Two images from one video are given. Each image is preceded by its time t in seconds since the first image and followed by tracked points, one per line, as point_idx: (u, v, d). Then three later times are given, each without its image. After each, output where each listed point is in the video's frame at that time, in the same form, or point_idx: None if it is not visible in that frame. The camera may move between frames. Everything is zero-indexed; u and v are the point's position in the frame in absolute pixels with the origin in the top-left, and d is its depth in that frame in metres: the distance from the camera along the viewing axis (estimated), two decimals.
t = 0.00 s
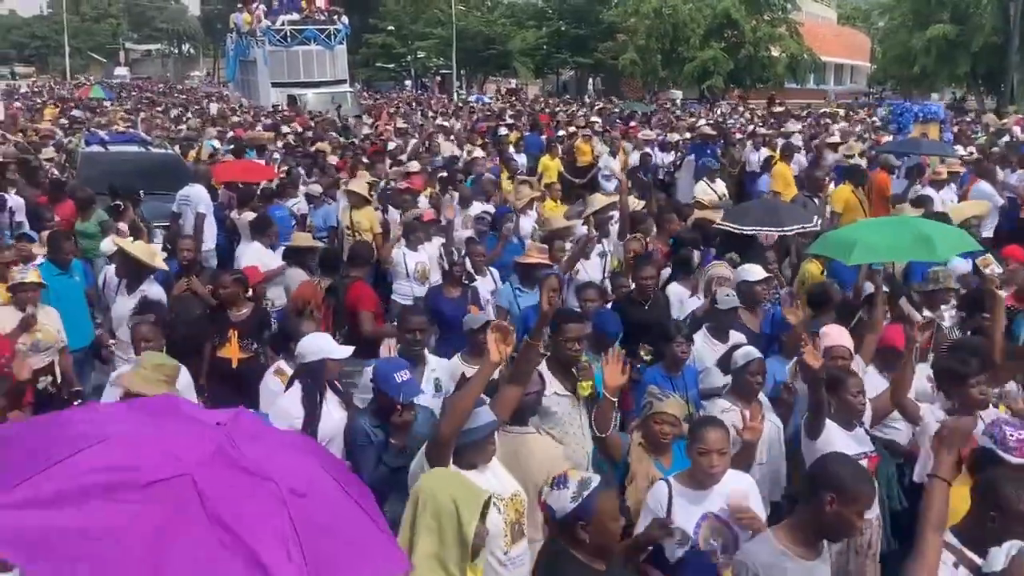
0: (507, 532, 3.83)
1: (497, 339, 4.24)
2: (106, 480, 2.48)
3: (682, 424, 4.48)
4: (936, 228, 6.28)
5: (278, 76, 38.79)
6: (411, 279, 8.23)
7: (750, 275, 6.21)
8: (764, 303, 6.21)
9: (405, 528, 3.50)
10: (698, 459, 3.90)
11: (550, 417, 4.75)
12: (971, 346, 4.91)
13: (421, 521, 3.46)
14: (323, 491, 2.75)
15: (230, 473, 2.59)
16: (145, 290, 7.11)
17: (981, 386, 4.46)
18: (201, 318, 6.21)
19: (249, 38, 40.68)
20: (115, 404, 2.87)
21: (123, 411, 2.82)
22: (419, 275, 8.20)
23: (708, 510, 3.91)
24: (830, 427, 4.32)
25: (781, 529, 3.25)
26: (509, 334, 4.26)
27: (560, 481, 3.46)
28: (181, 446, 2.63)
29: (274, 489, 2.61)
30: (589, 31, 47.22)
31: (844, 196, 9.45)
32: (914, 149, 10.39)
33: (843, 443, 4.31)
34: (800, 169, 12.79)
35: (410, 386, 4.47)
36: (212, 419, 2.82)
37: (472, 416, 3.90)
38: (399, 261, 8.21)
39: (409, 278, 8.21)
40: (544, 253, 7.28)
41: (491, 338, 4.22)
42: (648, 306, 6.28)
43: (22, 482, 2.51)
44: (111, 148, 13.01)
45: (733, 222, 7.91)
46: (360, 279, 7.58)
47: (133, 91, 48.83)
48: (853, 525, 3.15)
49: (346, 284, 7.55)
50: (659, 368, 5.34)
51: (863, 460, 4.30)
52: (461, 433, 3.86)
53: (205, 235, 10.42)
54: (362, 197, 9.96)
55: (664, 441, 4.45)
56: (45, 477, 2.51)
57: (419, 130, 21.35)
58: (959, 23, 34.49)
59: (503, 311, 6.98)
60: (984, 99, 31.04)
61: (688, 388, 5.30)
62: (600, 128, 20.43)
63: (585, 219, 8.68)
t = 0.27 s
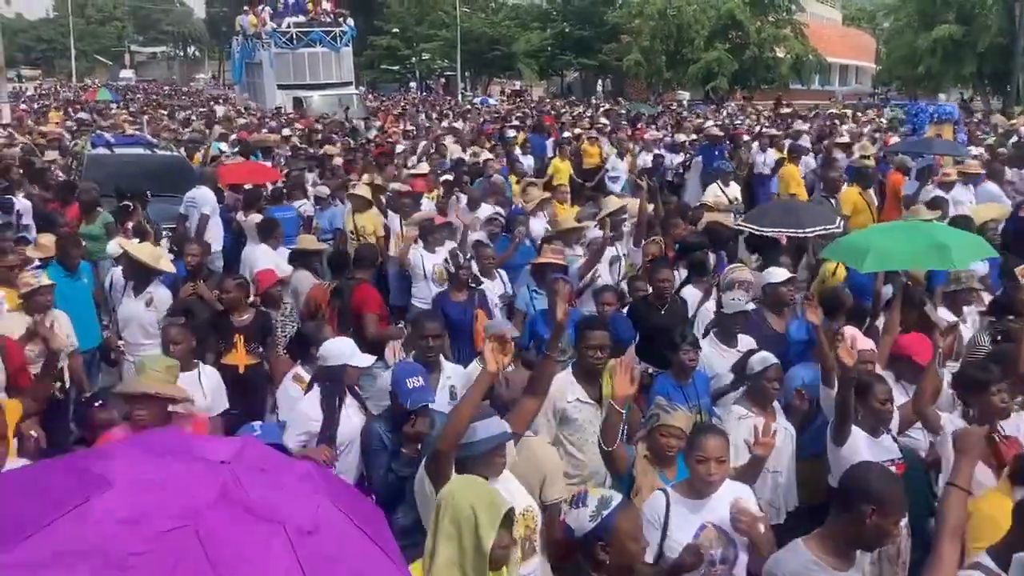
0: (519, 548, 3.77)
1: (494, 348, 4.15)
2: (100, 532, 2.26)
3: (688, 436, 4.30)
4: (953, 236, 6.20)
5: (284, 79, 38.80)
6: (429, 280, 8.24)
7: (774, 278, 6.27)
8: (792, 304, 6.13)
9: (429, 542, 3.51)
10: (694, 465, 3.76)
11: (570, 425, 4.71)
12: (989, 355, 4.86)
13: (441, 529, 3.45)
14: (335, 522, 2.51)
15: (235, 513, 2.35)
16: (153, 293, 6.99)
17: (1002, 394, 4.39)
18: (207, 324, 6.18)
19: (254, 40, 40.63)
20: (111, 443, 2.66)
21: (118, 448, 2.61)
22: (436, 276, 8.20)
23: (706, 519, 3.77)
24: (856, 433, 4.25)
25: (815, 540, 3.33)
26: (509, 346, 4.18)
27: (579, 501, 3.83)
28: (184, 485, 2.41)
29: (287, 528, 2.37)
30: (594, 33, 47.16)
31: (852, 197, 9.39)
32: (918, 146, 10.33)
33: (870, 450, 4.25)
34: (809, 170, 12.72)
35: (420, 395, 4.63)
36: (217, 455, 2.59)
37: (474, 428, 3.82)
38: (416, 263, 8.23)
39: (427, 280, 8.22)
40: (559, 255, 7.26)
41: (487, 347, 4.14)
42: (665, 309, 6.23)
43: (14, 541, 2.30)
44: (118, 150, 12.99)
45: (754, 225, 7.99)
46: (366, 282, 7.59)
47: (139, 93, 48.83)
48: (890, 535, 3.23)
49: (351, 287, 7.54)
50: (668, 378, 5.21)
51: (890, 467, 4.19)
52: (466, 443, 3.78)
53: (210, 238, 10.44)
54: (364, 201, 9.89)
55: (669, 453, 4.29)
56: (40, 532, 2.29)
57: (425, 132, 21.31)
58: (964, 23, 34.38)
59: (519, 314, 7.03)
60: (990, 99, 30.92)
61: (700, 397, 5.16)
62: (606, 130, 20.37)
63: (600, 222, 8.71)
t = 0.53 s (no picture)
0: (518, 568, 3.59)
1: (489, 358, 4.08)
2: (107, 523, 2.41)
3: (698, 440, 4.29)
4: (971, 249, 6.12)
5: (285, 80, 38.76)
6: (440, 283, 8.27)
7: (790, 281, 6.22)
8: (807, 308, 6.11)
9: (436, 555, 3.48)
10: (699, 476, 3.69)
11: (589, 425, 4.69)
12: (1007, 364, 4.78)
13: (448, 547, 3.40)
14: (326, 482, 2.70)
15: (234, 490, 2.52)
16: (153, 295, 6.95)
17: None
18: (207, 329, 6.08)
19: (256, 41, 40.57)
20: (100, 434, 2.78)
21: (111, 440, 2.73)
22: (447, 280, 8.22)
23: (708, 532, 3.73)
24: (877, 440, 4.31)
25: (853, 543, 3.32)
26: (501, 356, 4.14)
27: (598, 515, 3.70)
28: (181, 471, 2.56)
29: (285, 501, 2.54)
30: (594, 33, 47.05)
31: (857, 198, 9.31)
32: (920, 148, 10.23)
33: (887, 454, 4.30)
34: (815, 171, 12.62)
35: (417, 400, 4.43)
36: (209, 434, 2.75)
37: (477, 437, 3.74)
38: (427, 267, 8.27)
39: (438, 283, 8.26)
40: (572, 257, 7.23)
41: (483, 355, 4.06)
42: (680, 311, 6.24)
43: (23, 540, 2.43)
44: (119, 151, 12.94)
45: (772, 226, 7.80)
46: (366, 283, 7.49)
47: (140, 95, 48.86)
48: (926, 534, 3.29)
49: (351, 289, 7.43)
50: (671, 384, 5.13)
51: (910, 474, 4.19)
52: (470, 453, 3.71)
53: (210, 242, 10.42)
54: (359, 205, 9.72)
55: (680, 459, 4.28)
56: (48, 528, 2.43)
57: (427, 134, 21.25)
58: (965, 23, 34.27)
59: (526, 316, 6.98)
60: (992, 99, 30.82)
61: (704, 401, 5.11)
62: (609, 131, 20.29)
63: (609, 223, 8.73)
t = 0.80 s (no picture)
0: None
1: (499, 369, 3.99)
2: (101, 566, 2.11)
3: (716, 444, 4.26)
4: (978, 248, 6.06)
5: (281, 81, 38.67)
6: (442, 287, 8.19)
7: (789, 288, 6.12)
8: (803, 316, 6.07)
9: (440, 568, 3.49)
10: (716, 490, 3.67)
11: (600, 428, 4.66)
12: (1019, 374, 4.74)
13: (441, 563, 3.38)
14: (345, 518, 2.30)
15: (245, 526, 2.17)
16: (148, 297, 6.90)
17: None
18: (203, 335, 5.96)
19: (252, 43, 40.42)
20: (112, 459, 2.50)
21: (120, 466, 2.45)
22: (450, 284, 8.13)
23: (725, 543, 3.70)
24: (890, 450, 4.30)
25: (887, 544, 3.31)
26: (515, 366, 4.10)
27: (616, 522, 3.63)
28: (185, 501, 2.23)
29: (304, 537, 2.18)
30: (590, 34, 47.02)
31: (860, 199, 9.24)
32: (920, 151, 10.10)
33: (899, 465, 4.30)
34: (815, 172, 12.55)
35: (400, 401, 4.17)
36: (223, 459, 2.41)
37: (485, 447, 3.68)
38: (429, 271, 8.19)
39: (440, 287, 8.19)
40: (574, 258, 7.10)
41: (493, 366, 3.98)
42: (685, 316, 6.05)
43: None
44: (114, 152, 12.81)
45: (783, 229, 7.69)
46: (360, 284, 7.45)
47: (136, 96, 48.67)
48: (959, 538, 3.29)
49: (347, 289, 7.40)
50: (672, 386, 5.06)
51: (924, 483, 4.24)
52: (479, 464, 3.66)
53: (205, 242, 10.28)
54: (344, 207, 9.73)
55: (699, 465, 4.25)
56: (45, 567, 2.17)
57: (424, 135, 21.15)
58: (960, 24, 34.29)
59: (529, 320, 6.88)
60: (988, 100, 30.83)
61: (705, 406, 5.05)
62: (606, 132, 20.23)
63: (609, 225, 8.66)
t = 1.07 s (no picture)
0: None
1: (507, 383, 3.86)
2: None
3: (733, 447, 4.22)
4: (981, 249, 6.07)
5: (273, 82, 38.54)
6: (439, 291, 8.14)
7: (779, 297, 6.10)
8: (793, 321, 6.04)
9: None
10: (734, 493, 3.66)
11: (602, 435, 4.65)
12: None
13: None
14: (370, 552, 2.33)
15: (272, 560, 2.18)
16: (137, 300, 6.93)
17: None
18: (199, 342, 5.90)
19: (243, 44, 40.30)
20: (132, 491, 2.50)
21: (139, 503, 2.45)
22: (446, 288, 8.10)
23: (745, 553, 3.67)
24: (899, 460, 4.35)
25: (899, 546, 3.30)
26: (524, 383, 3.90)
27: (640, 529, 3.59)
28: (212, 533, 2.25)
29: None
30: (581, 36, 47.00)
31: (859, 200, 9.24)
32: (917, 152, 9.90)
33: (907, 475, 4.34)
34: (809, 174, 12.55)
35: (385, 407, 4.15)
36: (248, 495, 2.43)
37: (504, 458, 3.56)
38: (425, 276, 8.14)
39: (437, 291, 8.13)
40: (567, 262, 7.11)
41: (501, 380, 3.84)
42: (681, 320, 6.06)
43: None
44: (103, 155, 12.70)
45: (783, 232, 7.65)
46: (354, 287, 7.49)
47: (126, 97, 48.49)
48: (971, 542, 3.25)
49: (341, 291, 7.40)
50: (673, 392, 5.03)
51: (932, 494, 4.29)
52: (500, 476, 3.54)
53: (194, 243, 10.15)
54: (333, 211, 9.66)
55: (714, 469, 4.22)
56: None
57: (416, 137, 21.07)
58: (949, 26, 34.41)
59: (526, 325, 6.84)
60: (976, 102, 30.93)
61: (708, 410, 5.02)
62: (599, 134, 20.23)
63: (604, 228, 8.61)
